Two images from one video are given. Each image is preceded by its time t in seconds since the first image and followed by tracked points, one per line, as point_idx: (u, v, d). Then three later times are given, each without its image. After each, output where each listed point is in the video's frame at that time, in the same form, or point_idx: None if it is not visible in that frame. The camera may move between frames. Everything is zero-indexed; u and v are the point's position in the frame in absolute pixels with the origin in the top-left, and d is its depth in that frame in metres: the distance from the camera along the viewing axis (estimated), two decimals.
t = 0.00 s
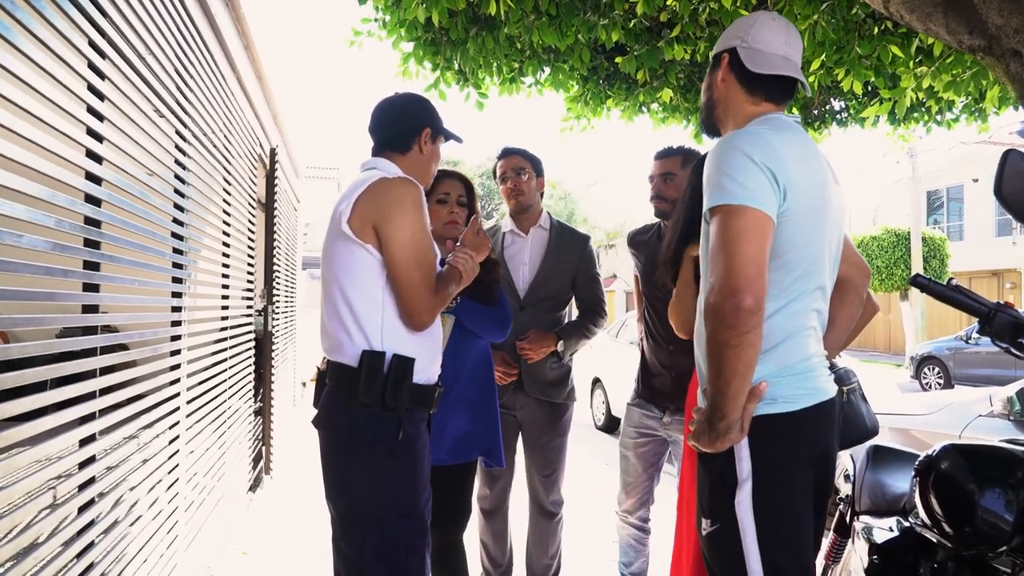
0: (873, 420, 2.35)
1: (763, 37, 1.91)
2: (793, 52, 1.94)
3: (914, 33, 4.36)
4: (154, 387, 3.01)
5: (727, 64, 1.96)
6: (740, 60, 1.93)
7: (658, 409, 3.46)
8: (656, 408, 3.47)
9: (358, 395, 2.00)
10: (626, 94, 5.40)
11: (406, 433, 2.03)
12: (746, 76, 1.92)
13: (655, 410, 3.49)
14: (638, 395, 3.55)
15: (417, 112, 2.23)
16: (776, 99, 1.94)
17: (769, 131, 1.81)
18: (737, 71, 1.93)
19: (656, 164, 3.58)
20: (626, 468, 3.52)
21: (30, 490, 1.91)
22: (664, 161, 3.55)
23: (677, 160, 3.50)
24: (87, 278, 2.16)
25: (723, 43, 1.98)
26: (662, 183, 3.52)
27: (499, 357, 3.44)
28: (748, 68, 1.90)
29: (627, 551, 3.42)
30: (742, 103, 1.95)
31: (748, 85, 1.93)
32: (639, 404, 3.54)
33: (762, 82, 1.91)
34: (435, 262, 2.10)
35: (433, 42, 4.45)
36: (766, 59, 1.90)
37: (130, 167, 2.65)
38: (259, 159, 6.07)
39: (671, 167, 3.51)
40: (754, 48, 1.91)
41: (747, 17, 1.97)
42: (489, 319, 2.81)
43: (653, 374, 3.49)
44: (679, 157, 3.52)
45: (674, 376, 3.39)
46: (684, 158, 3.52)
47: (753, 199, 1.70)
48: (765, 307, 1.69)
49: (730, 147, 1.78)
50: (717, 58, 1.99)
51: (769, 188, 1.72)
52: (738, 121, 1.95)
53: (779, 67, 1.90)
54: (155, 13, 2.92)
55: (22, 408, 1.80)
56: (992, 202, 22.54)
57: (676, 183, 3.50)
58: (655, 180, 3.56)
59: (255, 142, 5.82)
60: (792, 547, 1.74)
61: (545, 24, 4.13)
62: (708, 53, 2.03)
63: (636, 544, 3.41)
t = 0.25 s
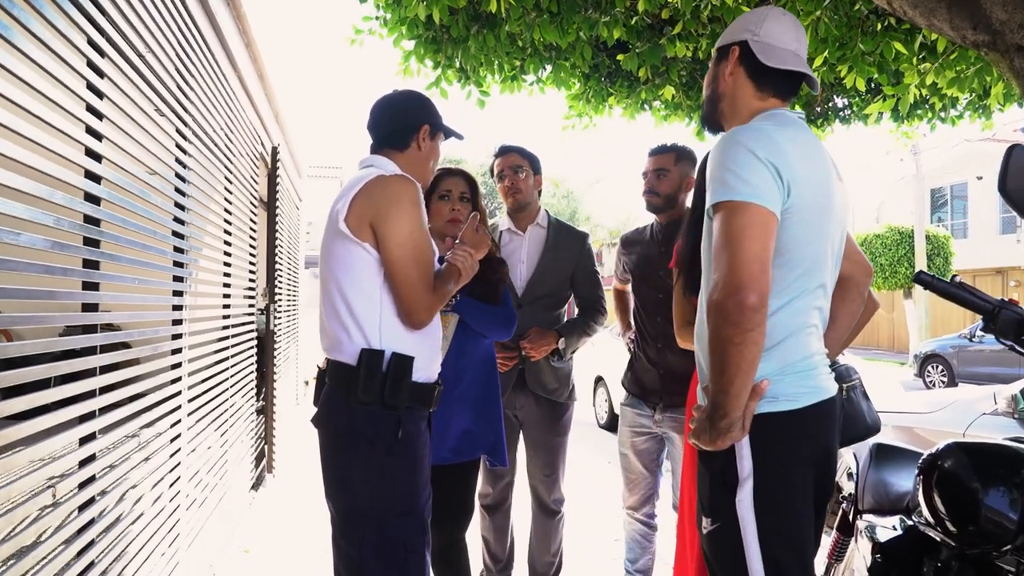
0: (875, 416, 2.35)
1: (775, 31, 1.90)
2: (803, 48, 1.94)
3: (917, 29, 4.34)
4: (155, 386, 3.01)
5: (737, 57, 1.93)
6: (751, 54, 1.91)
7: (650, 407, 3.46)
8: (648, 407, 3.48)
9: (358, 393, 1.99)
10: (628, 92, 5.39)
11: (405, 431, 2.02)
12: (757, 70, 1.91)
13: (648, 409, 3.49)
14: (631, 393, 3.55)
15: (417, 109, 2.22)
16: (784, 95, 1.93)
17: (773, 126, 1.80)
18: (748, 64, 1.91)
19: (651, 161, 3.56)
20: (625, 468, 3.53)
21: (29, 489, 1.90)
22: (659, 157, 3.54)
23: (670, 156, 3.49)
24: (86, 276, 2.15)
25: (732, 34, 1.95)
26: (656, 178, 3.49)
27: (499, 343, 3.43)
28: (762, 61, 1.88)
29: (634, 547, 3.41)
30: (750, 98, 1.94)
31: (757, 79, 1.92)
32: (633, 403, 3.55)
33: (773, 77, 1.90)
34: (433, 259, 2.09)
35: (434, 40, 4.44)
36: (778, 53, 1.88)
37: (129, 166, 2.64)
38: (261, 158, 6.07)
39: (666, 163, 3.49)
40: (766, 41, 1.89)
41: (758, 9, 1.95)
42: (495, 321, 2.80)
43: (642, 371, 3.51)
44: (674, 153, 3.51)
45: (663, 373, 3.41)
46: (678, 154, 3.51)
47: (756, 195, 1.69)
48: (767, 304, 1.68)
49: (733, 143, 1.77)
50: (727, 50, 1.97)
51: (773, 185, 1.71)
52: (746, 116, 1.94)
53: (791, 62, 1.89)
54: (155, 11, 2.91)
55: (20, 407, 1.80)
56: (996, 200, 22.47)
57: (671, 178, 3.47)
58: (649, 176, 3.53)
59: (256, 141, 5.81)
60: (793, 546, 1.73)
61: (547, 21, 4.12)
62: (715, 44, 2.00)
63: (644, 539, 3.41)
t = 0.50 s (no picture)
0: (883, 408, 2.34)
1: (785, 28, 1.89)
2: (809, 48, 1.94)
3: (921, 26, 4.31)
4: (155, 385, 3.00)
5: (745, 52, 1.91)
6: (761, 50, 1.89)
7: (641, 406, 3.45)
8: (640, 406, 3.47)
9: (357, 394, 1.98)
10: (630, 90, 5.38)
11: (403, 432, 2.01)
12: (766, 66, 1.89)
13: (640, 409, 3.48)
14: (623, 394, 3.55)
15: (416, 108, 2.21)
16: (790, 93, 1.93)
17: (781, 124, 1.78)
18: (757, 60, 1.90)
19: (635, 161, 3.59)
20: (622, 467, 3.52)
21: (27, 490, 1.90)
22: (643, 157, 3.56)
23: (653, 156, 3.51)
24: (84, 276, 2.14)
25: (740, 29, 1.93)
26: (641, 178, 3.52)
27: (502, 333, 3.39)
28: (773, 57, 1.87)
29: (633, 546, 3.40)
30: (758, 94, 1.92)
31: (765, 76, 1.90)
32: (625, 403, 3.54)
33: (781, 75, 1.89)
34: (431, 258, 2.08)
35: (435, 38, 4.42)
36: (788, 50, 1.87)
37: (129, 165, 2.63)
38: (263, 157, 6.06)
39: (650, 163, 3.52)
40: (776, 38, 1.88)
41: (766, 5, 1.93)
42: (497, 321, 2.79)
43: (631, 371, 3.51)
44: (657, 152, 3.53)
45: (652, 374, 3.41)
46: (661, 153, 3.54)
47: (767, 194, 1.67)
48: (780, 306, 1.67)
49: (742, 140, 1.75)
50: (734, 45, 1.95)
51: (783, 183, 1.69)
52: (752, 112, 1.92)
53: (800, 60, 1.88)
54: (155, 9, 2.90)
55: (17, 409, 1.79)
56: (1001, 198, 22.37)
57: (656, 178, 3.50)
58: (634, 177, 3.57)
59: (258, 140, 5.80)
60: (796, 546, 1.71)
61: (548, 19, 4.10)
62: (722, 39, 1.98)
63: (646, 536, 3.40)
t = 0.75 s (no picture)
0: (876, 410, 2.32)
1: (788, 27, 1.87)
2: (812, 47, 1.93)
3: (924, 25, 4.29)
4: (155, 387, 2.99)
5: (750, 51, 1.89)
6: (766, 49, 1.87)
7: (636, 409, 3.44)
8: (634, 408, 3.46)
9: (355, 396, 1.97)
10: (632, 90, 5.36)
11: (401, 434, 2.00)
12: (770, 65, 1.88)
13: (635, 411, 3.46)
14: (618, 397, 3.54)
15: (415, 108, 2.20)
16: (793, 93, 1.91)
17: (789, 125, 1.76)
18: (762, 59, 1.88)
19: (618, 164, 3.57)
20: (617, 467, 3.51)
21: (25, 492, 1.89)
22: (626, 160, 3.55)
23: (638, 158, 3.50)
24: (82, 277, 2.13)
25: (744, 27, 1.91)
26: (626, 181, 3.50)
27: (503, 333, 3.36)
28: (780, 56, 1.85)
29: (632, 547, 3.39)
30: (762, 93, 1.90)
31: (769, 74, 1.89)
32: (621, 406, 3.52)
33: (786, 74, 1.87)
34: (429, 259, 2.07)
35: (436, 38, 4.42)
36: (793, 49, 1.86)
37: (129, 166, 2.63)
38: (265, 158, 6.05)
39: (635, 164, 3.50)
40: (780, 36, 1.86)
41: (769, 3, 1.91)
42: (499, 322, 2.80)
43: (625, 374, 3.50)
44: (641, 154, 3.52)
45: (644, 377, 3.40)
46: (646, 155, 3.52)
47: (778, 195, 1.65)
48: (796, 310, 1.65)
49: (751, 140, 1.73)
50: (737, 44, 1.93)
51: (795, 184, 1.67)
52: (757, 111, 1.90)
53: (805, 59, 1.87)
54: (154, 10, 2.89)
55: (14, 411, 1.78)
56: (1006, 198, 22.29)
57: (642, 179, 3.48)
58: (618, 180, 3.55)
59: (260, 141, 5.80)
60: (802, 548, 1.70)
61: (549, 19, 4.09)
62: (724, 37, 1.96)
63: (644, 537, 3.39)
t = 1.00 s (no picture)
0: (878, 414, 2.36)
1: (792, 23, 1.86)
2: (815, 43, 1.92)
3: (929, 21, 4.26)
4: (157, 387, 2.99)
5: (754, 47, 1.87)
6: (771, 45, 1.86)
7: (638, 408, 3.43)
8: (636, 408, 3.45)
9: (354, 396, 1.96)
10: (635, 87, 5.35)
11: (401, 434, 1.99)
12: (775, 61, 1.86)
13: (638, 410, 3.46)
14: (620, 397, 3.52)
15: (414, 106, 2.18)
16: (797, 89, 1.90)
17: (798, 122, 1.74)
18: (767, 55, 1.86)
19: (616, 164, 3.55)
20: (621, 467, 3.49)
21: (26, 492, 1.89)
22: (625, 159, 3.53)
23: (637, 157, 3.48)
24: (82, 277, 2.12)
25: (748, 23, 1.89)
26: (626, 180, 3.48)
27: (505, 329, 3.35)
28: (786, 52, 1.84)
29: (636, 547, 3.38)
30: (766, 90, 1.88)
31: (774, 70, 1.87)
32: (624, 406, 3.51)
33: (791, 70, 1.86)
34: (428, 258, 2.05)
35: (438, 36, 4.41)
36: (797, 44, 1.85)
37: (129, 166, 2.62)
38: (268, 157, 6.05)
39: (634, 163, 3.48)
40: (784, 32, 1.85)
41: None
42: (499, 321, 2.80)
43: (628, 373, 3.48)
44: (639, 153, 3.50)
45: (647, 377, 3.40)
46: (644, 154, 3.51)
47: (787, 194, 1.63)
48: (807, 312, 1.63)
49: (761, 138, 1.70)
50: (740, 40, 1.91)
51: (805, 184, 1.65)
52: (762, 107, 1.88)
53: (809, 55, 1.86)
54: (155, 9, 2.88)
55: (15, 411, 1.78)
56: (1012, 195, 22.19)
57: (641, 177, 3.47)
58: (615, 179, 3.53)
59: (263, 140, 5.79)
60: (807, 548, 1.68)
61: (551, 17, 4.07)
62: (725, 33, 1.94)
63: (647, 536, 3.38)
